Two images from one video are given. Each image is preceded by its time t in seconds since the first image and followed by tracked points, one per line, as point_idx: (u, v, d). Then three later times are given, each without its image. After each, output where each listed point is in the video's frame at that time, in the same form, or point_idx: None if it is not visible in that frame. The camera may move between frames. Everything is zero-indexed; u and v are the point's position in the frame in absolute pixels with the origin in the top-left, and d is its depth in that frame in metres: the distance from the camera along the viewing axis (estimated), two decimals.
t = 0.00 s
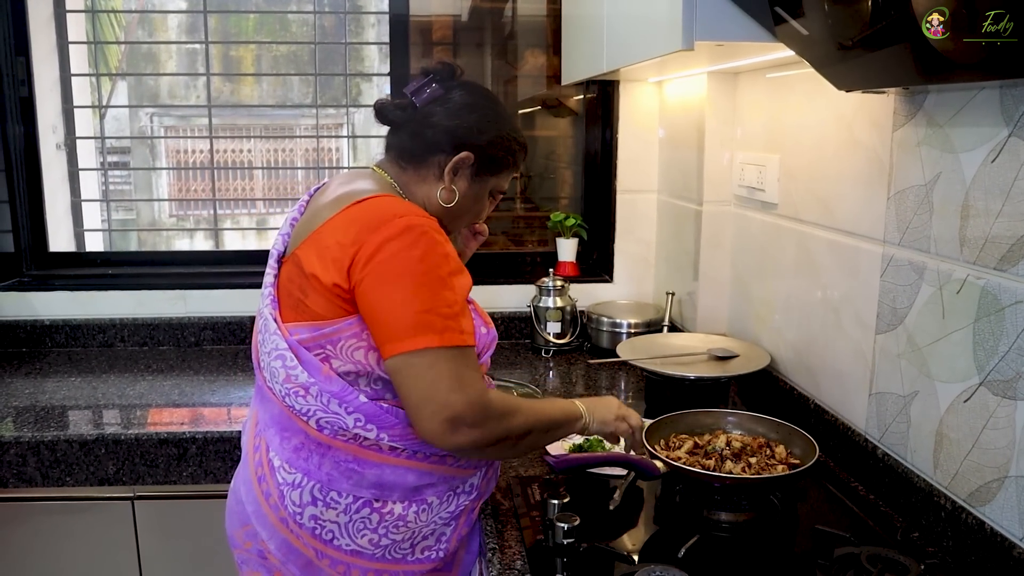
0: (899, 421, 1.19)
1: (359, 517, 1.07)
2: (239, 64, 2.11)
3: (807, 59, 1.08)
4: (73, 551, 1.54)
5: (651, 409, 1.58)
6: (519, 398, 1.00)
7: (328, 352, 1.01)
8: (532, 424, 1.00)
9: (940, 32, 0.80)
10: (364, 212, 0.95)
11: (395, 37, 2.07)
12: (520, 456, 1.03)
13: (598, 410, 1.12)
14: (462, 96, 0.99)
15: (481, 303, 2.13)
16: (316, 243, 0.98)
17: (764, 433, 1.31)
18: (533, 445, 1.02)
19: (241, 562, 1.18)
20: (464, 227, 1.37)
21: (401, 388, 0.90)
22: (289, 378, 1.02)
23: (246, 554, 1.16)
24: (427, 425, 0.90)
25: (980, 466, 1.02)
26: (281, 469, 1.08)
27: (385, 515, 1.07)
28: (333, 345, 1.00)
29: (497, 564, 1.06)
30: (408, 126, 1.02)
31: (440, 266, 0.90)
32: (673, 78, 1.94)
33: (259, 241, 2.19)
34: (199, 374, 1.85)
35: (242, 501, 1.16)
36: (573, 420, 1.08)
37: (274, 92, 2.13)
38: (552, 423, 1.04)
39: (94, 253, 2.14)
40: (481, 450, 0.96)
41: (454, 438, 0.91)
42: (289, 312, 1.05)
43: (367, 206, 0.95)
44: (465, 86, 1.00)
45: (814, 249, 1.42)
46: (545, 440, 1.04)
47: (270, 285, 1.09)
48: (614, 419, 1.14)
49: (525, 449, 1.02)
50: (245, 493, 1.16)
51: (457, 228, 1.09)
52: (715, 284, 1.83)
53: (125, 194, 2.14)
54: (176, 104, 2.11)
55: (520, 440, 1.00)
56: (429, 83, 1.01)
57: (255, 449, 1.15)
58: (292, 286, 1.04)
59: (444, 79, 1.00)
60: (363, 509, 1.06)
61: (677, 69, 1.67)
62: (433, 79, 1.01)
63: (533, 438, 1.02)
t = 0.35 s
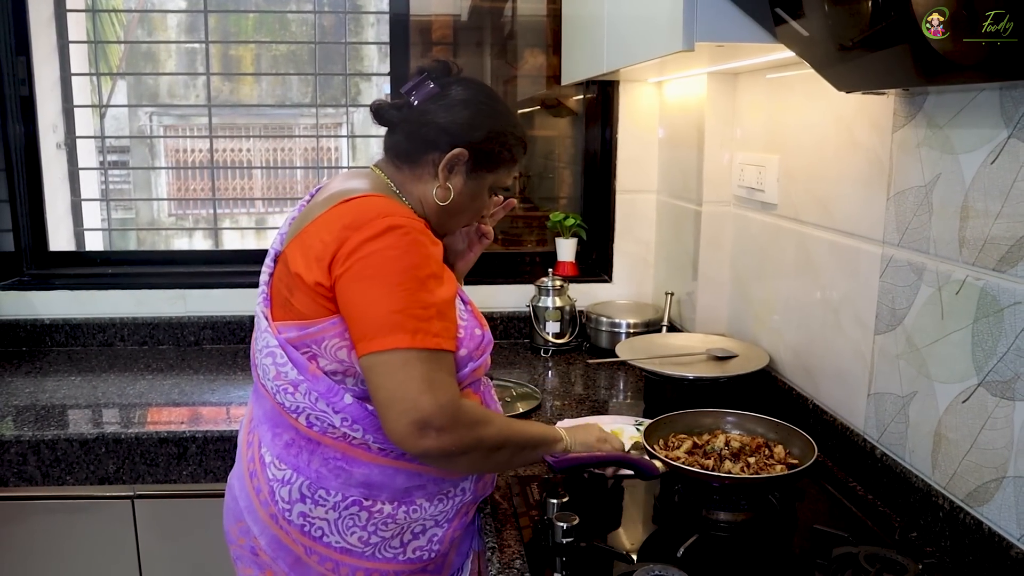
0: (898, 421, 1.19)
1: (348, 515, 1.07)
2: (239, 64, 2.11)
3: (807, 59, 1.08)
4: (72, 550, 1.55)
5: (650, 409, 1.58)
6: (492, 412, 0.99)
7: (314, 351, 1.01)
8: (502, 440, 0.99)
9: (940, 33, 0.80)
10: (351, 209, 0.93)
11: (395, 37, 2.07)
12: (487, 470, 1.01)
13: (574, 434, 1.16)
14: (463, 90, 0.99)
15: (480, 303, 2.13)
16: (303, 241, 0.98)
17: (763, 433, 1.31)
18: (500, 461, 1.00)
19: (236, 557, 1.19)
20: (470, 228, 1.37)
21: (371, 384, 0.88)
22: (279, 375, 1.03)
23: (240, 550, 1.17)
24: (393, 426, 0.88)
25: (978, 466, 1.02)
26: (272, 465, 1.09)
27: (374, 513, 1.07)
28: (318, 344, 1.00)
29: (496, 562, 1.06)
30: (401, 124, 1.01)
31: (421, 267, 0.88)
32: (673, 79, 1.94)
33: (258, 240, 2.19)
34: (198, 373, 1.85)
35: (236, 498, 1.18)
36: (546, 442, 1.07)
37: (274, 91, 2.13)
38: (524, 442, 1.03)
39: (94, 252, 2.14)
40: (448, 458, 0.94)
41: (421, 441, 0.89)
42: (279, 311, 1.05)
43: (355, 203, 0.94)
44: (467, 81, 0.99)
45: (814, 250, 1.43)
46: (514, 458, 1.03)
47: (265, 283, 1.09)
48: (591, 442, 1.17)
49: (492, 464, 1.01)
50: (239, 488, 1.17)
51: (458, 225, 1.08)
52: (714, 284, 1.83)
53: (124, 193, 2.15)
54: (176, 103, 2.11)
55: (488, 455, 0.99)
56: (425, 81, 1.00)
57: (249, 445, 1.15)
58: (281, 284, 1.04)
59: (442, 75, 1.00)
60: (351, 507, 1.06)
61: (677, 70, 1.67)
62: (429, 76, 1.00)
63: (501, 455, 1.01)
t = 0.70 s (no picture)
0: (891, 420, 1.19)
1: (335, 519, 1.06)
2: (233, 62, 2.11)
3: (801, 59, 1.08)
4: (65, 550, 1.54)
5: (644, 408, 1.58)
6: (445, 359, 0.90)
7: (292, 357, 1.03)
8: (463, 383, 0.90)
9: (939, 33, 0.79)
10: (305, 212, 0.94)
11: (390, 36, 2.07)
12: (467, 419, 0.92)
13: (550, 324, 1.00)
14: (437, 91, 0.98)
15: (474, 302, 2.13)
16: (270, 248, 0.98)
17: (756, 433, 1.31)
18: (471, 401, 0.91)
19: (229, 561, 1.19)
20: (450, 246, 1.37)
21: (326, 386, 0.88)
22: (257, 381, 1.04)
23: (232, 555, 1.18)
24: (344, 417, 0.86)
25: (971, 465, 1.03)
26: (257, 470, 1.09)
27: (360, 517, 1.07)
28: (295, 351, 1.02)
29: (490, 562, 1.07)
30: (384, 120, 1.01)
31: (366, 259, 0.87)
32: (667, 78, 1.95)
33: (253, 239, 2.19)
34: (191, 373, 1.85)
35: (226, 504, 1.18)
36: (515, 354, 0.95)
37: (268, 90, 2.12)
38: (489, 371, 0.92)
39: (87, 251, 2.13)
40: (417, 435, 0.89)
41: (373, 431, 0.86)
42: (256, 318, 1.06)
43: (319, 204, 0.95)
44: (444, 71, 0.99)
45: (807, 249, 1.43)
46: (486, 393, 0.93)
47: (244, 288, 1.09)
48: (573, 331, 1.02)
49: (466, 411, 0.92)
50: (229, 493, 1.17)
51: (440, 215, 1.07)
52: (709, 284, 1.84)
53: (118, 192, 2.14)
54: (170, 102, 2.11)
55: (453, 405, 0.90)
56: (390, 72, 1.02)
57: (236, 451, 1.16)
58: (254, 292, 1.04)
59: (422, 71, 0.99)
60: (337, 510, 1.06)
61: (671, 69, 1.67)
62: (393, 66, 1.02)
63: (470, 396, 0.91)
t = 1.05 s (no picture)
0: (887, 420, 1.19)
1: (324, 517, 1.06)
2: (231, 61, 2.10)
3: (798, 58, 1.08)
4: (61, 550, 1.54)
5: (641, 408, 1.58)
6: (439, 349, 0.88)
7: (287, 355, 1.03)
8: (456, 372, 0.87)
9: (940, 33, 0.78)
10: (296, 210, 0.94)
11: (388, 35, 2.07)
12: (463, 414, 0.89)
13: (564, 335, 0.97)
14: (431, 84, 0.97)
15: (471, 302, 2.13)
16: (266, 247, 0.99)
17: (753, 434, 1.31)
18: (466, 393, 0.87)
19: (224, 556, 1.19)
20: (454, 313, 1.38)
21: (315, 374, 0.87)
22: (251, 378, 1.04)
23: (227, 549, 1.17)
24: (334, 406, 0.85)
25: (967, 465, 1.02)
26: (249, 466, 1.09)
27: (350, 517, 1.06)
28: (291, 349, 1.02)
29: (485, 563, 1.07)
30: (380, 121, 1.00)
31: (349, 249, 0.86)
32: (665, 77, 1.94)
33: (251, 239, 2.19)
34: (188, 373, 1.84)
35: (223, 498, 1.18)
36: (518, 356, 0.92)
37: (267, 89, 2.12)
38: (488, 366, 0.89)
39: (84, 251, 2.13)
40: (407, 421, 0.87)
41: (362, 418, 0.85)
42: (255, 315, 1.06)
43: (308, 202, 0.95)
44: (434, 58, 0.98)
45: (805, 248, 1.42)
46: (486, 389, 0.90)
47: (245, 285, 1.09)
48: (588, 342, 0.97)
49: (463, 403, 0.88)
50: (226, 488, 1.18)
51: (436, 209, 1.05)
52: (707, 283, 1.83)
53: (116, 191, 2.13)
54: (169, 101, 2.11)
55: (445, 393, 0.87)
56: (377, 70, 1.02)
57: (232, 447, 1.16)
58: (252, 291, 1.05)
59: (416, 69, 0.98)
60: (327, 509, 1.06)
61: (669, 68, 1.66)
62: (381, 65, 1.01)
63: (465, 387, 0.88)
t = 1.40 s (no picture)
0: (883, 422, 1.19)
1: (321, 522, 1.06)
2: (230, 62, 2.10)
3: (793, 59, 1.07)
4: (54, 553, 1.53)
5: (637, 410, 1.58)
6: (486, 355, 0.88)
7: (287, 360, 1.02)
8: (507, 377, 0.88)
9: (940, 33, 0.79)
10: (305, 219, 0.92)
11: (385, 35, 2.06)
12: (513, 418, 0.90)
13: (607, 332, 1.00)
14: (435, 87, 0.96)
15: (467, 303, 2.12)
16: (270, 250, 0.97)
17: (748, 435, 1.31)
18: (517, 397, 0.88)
19: (219, 559, 1.18)
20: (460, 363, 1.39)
21: (354, 389, 0.86)
22: (250, 382, 1.04)
23: (222, 552, 1.16)
24: (384, 419, 0.84)
25: (962, 468, 1.02)
26: (246, 469, 1.08)
27: (346, 522, 1.06)
28: (291, 354, 1.00)
29: (479, 566, 1.07)
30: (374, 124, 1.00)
31: (374, 260, 0.85)
32: (661, 78, 1.94)
33: (250, 240, 2.18)
34: (184, 375, 1.84)
35: (218, 501, 1.17)
36: (563, 358, 0.93)
37: (265, 89, 2.11)
38: (536, 370, 0.90)
39: (80, 252, 2.12)
40: (457, 427, 0.87)
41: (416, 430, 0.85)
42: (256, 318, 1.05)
43: (315, 208, 0.93)
44: (438, 61, 0.98)
45: (801, 250, 1.42)
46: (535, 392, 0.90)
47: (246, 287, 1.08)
48: (631, 338, 1.01)
49: (514, 407, 0.89)
50: (220, 490, 1.17)
51: (441, 213, 1.04)
52: (703, 284, 1.83)
53: (114, 192, 2.13)
54: (167, 101, 2.10)
55: (497, 400, 0.87)
56: (383, 73, 1.01)
57: (228, 449, 1.15)
58: (253, 292, 1.04)
59: (419, 71, 0.98)
60: (324, 513, 1.05)
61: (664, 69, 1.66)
62: (386, 67, 1.01)
63: (516, 392, 0.88)
